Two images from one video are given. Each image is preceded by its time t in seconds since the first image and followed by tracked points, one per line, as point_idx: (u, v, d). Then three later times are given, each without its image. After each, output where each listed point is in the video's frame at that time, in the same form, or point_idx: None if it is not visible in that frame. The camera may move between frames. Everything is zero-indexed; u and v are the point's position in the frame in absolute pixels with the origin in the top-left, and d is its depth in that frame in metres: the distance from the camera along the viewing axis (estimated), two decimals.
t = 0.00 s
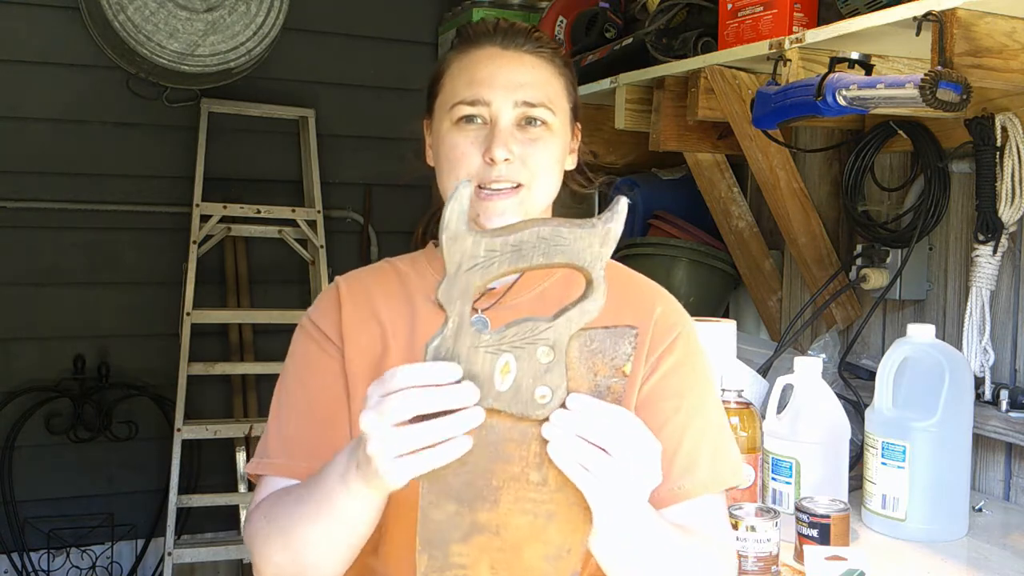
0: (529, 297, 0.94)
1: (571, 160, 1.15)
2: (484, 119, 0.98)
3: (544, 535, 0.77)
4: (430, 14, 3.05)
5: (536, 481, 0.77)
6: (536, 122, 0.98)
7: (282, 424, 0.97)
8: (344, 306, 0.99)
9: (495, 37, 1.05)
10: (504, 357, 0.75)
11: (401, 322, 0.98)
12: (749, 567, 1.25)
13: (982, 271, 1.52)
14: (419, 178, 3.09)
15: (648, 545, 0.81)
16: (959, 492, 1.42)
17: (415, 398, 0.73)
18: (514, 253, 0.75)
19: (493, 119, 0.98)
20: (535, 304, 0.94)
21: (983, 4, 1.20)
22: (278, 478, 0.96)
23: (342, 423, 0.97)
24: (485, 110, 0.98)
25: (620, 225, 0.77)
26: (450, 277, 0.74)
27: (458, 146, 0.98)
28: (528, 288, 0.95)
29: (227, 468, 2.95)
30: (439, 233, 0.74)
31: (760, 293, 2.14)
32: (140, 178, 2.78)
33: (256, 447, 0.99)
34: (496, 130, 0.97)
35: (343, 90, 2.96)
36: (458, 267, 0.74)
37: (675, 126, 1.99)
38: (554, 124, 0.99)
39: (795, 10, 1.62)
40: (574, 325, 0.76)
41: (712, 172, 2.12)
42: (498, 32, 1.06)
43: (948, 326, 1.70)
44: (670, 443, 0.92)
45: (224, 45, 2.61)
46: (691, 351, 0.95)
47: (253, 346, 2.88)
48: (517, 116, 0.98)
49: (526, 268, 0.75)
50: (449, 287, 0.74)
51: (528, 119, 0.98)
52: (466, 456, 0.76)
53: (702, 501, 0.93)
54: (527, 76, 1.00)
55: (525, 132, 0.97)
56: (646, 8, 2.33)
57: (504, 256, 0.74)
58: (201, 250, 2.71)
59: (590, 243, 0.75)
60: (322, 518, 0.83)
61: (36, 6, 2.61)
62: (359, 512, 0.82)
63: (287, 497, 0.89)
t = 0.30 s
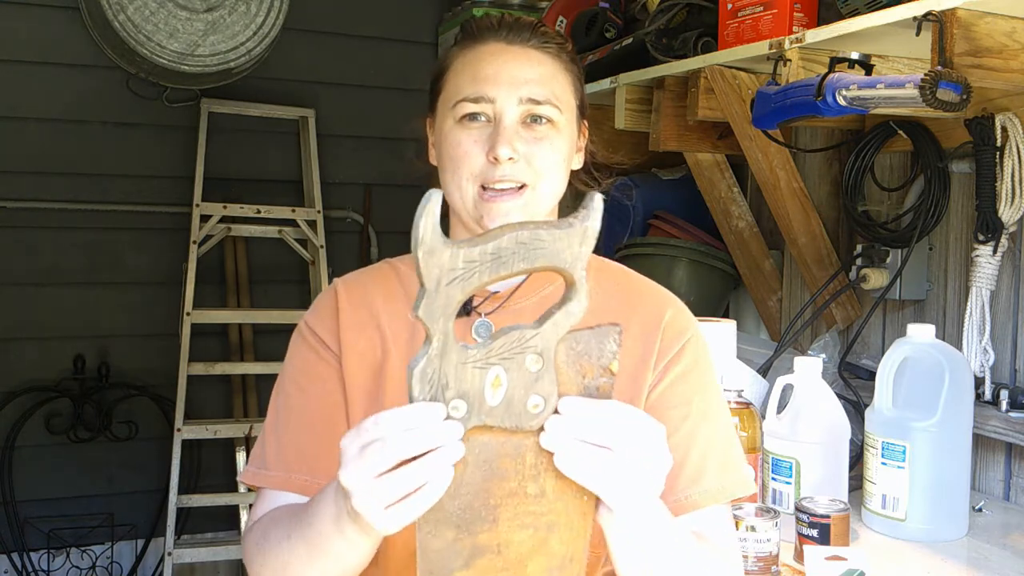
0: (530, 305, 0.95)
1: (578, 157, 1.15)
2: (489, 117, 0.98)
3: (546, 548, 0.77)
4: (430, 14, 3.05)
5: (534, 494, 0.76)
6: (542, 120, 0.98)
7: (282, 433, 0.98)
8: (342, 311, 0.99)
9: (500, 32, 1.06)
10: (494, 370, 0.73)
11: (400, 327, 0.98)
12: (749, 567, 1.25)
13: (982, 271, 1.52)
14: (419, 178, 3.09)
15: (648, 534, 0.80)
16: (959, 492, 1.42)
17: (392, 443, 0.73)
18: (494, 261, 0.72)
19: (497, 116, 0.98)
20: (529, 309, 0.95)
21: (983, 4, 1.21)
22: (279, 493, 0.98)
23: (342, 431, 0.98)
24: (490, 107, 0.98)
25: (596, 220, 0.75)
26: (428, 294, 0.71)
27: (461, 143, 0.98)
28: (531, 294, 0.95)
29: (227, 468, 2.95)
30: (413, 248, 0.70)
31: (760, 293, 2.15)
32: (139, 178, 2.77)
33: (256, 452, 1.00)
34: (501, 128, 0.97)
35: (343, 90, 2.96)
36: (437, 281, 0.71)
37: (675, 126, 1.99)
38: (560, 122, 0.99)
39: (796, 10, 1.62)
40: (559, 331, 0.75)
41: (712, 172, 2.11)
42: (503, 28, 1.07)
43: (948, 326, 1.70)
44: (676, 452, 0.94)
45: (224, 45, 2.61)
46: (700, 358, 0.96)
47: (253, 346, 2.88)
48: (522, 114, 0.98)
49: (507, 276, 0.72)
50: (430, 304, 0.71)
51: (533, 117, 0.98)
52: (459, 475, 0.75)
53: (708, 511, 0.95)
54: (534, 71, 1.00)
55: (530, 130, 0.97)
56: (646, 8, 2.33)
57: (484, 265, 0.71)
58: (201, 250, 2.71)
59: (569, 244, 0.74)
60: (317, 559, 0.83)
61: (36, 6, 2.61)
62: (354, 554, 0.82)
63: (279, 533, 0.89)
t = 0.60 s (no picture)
0: (532, 300, 0.96)
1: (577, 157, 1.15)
2: (486, 118, 0.98)
3: (544, 530, 0.77)
4: (430, 14, 3.05)
5: (535, 477, 0.76)
6: (540, 120, 0.98)
7: (281, 433, 0.98)
8: (341, 311, 0.99)
9: (496, 32, 1.06)
10: (506, 356, 0.73)
11: (400, 327, 0.98)
12: (749, 567, 1.25)
13: (982, 271, 1.52)
14: (419, 178, 3.09)
15: (650, 524, 0.82)
16: (959, 492, 1.42)
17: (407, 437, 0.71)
18: (507, 247, 0.70)
19: (495, 118, 0.98)
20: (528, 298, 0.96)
21: (983, 4, 1.21)
22: (280, 495, 0.97)
23: (341, 431, 0.98)
24: (486, 109, 0.98)
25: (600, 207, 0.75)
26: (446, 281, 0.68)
27: (458, 146, 0.98)
28: (532, 293, 0.96)
29: (227, 468, 2.95)
30: (430, 236, 0.67)
31: (760, 293, 2.15)
32: (139, 178, 2.77)
33: (254, 454, 0.99)
34: (498, 130, 0.97)
35: (343, 90, 2.96)
36: (454, 268, 0.68)
37: (675, 126, 1.99)
38: (557, 122, 0.99)
39: (796, 10, 1.62)
40: (566, 316, 0.75)
41: (712, 172, 2.11)
42: (499, 28, 1.06)
43: (947, 326, 1.70)
44: (679, 452, 0.94)
45: (224, 45, 2.61)
46: (703, 357, 0.96)
47: (253, 346, 2.88)
48: (519, 115, 0.98)
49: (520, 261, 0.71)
50: (448, 291, 0.68)
51: (531, 118, 0.98)
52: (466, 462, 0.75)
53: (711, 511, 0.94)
54: (530, 71, 1.00)
55: (528, 131, 0.97)
56: (646, 8, 2.33)
57: (498, 251, 0.70)
58: (201, 250, 2.71)
59: (577, 230, 0.73)
60: (319, 557, 0.83)
61: (36, 6, 2.61)
62: (359, 552, 0.81)
63: (284, 532, 0.88)
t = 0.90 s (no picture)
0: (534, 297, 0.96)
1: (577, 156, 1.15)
2: (487, 122, 0.98)
3: (550, 533, 0.76)
4: (430, 14, 3.05)
5: (542, 475, 0.76)
6: (541, 122, 0.98)
7: (281, 436, 0.98)
8: (342, 313, 0.99)
9: (496, 34, 1.06)
10: (513, 342, 0.74)
11: (400, 327, 0.98)
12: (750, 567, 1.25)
13: (982, 271, 1.52)
14: (419, 178, 3.09)
15: (664, 530, 0.80)
16: (959, 492, 1.42)
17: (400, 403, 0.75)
18: (524, 233, 0.74)
19: (496, 121, 0.97)
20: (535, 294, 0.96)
21: (983, 4, 1.20)
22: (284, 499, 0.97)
23: (342, 433, 0.98)
24: (487, 112, 0.98)
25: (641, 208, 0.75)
26: (457, 257, 0.73)
27: (459, 149, 0.99)
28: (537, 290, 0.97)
29: (227, 468, 2.95)
30: (449, 214, 0.73)
31: (760, 293, 2.15)
32: (139, 178, 2.77)
33: (250, 455, 0.99)
34: (501, 133, 0.96)
35: (344, 90, 2.96)
36: (467, 246, 0.74)
37: (675, 126, 1.99)
38: (558, 124, 0.99)
39: (795, 10, 1.62)
40: (586, 314, 0.75)
41: (712, 172, 2.11)
42: (498, 29, 1.07)
43: (948, 326, 1.70)
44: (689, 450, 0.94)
45: (224, 45, 2.61)
46: (708, 355, 0.96)
47: (253, 346, 2.88)
48: (520, 118, 0.98)
49: (537, 250, 0.74)
50: (458, 267, 0.74)
51: (532, 120, 0.98)
52: (466, 441, 0.76)
53: (723, 510, 0.95)
54: (531, 74, 1.01)
55: (529, 134, 0.97)
56: (646, 8, 2.33)
57: (514, 237, 0.74)
58: (201, 250, 2.71)
59: (608, 225, 0.74)
60: (334, 542, 0.83)
61: (36, 6, 2.61)
62: (376, 535, 0.82)
63: (298, 522, 0.89)
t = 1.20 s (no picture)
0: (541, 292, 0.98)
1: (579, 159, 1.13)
2: (489, 124, 0.98)
3: (540, 530, 0.74)
4: (430, 14, 3.05)
5: (538, 470, 0.75)
6: (542, 123, 0.98)
7: (283, 443, 0.99)
8: (342, 318, 1.00)
9: (497, 35, 1.06)
10: (507, 331, 0.74)
11: (400, 329, 1.00)
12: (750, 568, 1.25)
13: (982, 272, 1.52)
14: (419, 178, 3.09)
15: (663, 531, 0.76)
16: (959, 492, 1.42)
17: (393, 383, 0.78)
18: (522, 226, 0.76)
19: (497, 122, 0.98)
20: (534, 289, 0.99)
21: (983, 4, 1.20)
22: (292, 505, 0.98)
23: (343, 437, 0.99)
24: (489, 114, 0.98)
25: (636, 201, 0.73)
26: (463, 247, 0.78)
27: (461, 151, 0.99)
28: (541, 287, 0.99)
29: (227, 468, 2.95)
30: (459, 208, 0.79)
31: (760, 294, 2.15)
32: (139, 178, 2.77)
33: (251, 460, 1.01)
34: (501, 134, 0.97)
35: (344, 90, 2.96)
36: (472, 236, 0.78)
37: (675, 126, 1.99)
38: (560, 125, 0.99)
39: (796, 10, 1.62)
40: (576, 307, 0.73)
41: (712, 172, 2.11)
42: (499, 31, 1.07)
43: (948, 327, 1.70)
44: (696, 451, 0.93)
45: (224, 45, 2.61)
46: (713, 355, 0.96)
47: (253, 346, 2.88)
48: (521, 119, 0.98)
49: (533, 241, 0.75)
50: (464, 255, 0.78)
51: (534, 122, 0.98)
52: (466, 427, 0.76)
53: (733, 511, 0.94)
54: (532, 76, 1.01)
55: (530, 135, 0.97)
56: (646, 8, 2.33)
57: (513, 228, 0.76)
58: (201, 250, 2.71)
59: (598, 218, 0.73)
60: (357, 534, 0.85)
61: (36, 6, 2.61)
62: (398, 528, 0.84)
63: (321, 519, 0.91)
